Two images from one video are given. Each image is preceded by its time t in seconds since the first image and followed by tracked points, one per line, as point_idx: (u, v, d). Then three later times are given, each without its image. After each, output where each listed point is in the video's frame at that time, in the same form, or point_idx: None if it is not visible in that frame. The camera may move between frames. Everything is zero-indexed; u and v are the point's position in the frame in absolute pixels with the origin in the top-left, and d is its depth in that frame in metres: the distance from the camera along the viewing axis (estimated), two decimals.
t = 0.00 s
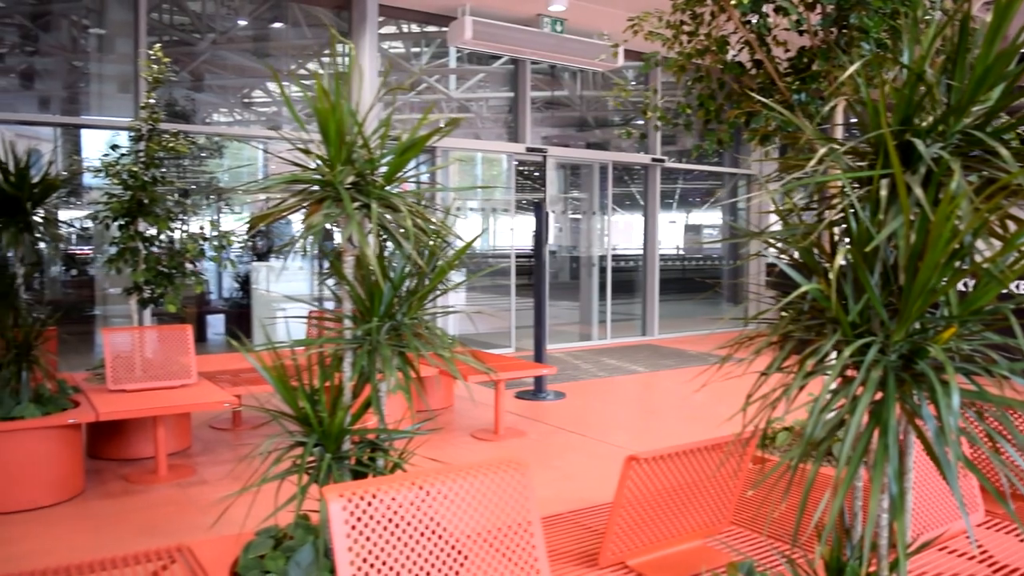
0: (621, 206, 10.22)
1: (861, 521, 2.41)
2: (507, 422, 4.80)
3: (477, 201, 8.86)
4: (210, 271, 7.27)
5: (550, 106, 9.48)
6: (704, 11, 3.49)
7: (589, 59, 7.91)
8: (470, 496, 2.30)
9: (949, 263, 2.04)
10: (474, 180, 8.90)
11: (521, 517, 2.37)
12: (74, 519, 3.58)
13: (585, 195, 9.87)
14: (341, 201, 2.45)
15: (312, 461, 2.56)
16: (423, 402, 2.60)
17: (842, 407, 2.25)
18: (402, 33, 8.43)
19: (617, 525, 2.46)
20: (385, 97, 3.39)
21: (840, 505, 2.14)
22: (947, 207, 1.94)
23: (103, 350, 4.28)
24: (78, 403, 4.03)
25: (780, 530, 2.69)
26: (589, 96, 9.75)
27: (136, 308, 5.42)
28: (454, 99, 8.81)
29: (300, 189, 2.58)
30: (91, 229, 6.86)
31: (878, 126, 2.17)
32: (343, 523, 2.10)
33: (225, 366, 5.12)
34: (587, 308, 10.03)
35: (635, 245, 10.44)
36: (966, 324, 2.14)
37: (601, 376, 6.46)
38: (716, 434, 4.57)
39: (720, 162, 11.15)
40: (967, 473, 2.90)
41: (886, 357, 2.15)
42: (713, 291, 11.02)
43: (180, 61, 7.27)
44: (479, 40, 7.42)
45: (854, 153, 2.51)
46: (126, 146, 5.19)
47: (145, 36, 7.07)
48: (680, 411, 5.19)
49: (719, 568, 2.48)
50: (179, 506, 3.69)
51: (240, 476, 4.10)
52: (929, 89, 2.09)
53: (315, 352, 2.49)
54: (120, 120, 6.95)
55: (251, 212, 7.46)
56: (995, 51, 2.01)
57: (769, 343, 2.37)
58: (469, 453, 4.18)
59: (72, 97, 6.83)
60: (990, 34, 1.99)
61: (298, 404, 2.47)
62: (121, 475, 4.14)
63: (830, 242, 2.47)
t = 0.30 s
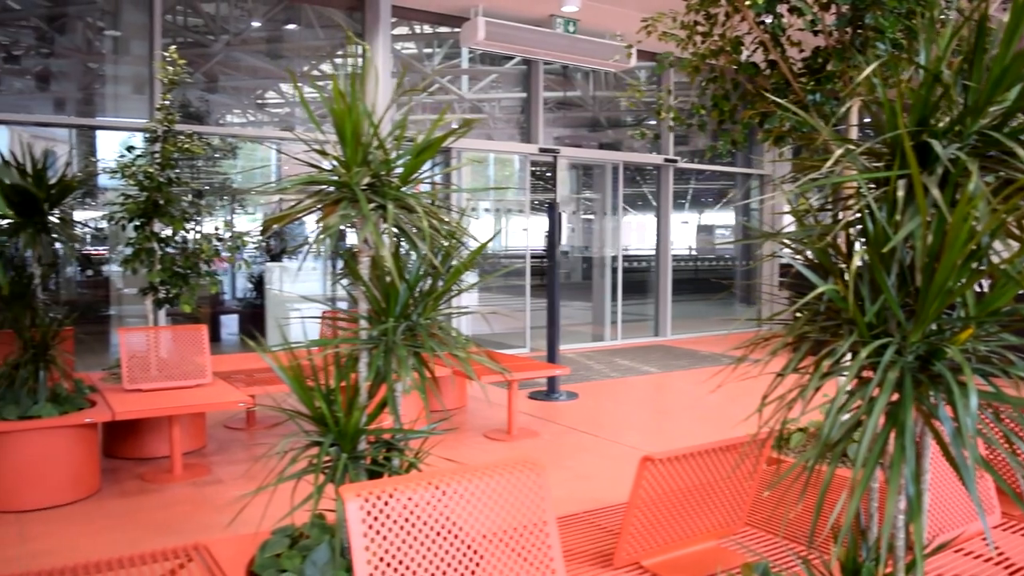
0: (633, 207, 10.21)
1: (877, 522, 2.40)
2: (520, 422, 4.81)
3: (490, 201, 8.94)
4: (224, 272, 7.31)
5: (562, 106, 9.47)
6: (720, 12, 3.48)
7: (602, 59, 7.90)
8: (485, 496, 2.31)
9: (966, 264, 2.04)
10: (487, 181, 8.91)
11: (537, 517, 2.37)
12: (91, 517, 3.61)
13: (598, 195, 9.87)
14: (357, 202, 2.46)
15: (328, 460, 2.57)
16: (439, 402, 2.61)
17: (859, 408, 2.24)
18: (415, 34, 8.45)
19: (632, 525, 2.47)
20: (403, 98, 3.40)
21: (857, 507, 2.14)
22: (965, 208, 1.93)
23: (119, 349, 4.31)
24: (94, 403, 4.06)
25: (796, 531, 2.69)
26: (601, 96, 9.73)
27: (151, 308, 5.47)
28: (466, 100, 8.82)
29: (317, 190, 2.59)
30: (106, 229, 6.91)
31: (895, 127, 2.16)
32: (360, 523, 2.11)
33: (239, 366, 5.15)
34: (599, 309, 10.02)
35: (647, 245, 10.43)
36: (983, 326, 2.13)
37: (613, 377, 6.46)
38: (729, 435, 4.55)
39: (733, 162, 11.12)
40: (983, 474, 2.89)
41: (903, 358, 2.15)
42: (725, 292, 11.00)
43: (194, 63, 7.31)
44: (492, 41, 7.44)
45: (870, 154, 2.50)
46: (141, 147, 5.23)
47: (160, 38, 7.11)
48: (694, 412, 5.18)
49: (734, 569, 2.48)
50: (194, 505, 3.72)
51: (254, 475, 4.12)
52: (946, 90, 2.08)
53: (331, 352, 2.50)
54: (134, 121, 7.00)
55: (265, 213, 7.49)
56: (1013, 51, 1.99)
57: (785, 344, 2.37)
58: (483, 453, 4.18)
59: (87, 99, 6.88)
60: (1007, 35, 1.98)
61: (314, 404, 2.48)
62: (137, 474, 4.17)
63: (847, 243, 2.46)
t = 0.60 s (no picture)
0: (648, 207, 10.20)
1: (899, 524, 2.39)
2: (537, 422, 4.81)
3: (506, 201, 8.94)
4: (242, 272, 7.36)
5: (578, 106, 9.46)
6: (739, 12, 3.48)
7: (618, 59, 7.89)
8: (506, 496, 2.32)
9: (990, 265, 2.02)
10: (503, 181, 8.91)
11: (557, 517, 2.37)
12: (112, 515, 3.65)
13: (614, 195, 9.87)
14: (378, 202, 2.48)
15: (349, 459, 2.59)
16: (459, 402, 2.61)
17: (881, 409, 2.23)
18: (431, 35, 8.47)
19: (652, 525, 2.47)
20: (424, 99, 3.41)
21: (878, 508, 2.13)
22: (988, 208, 1.92)
23: (139, 349, 4.35)
24: (116, 401, 4.10)
25: (816, 532, 2.68)
26: (617, 96, 9.72)
27: (171, 308, 5.51)
28: (482, 100, 8.83)
29: (338, 191, 2.60)
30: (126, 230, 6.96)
31: (918, 127, 2.15)
32: (382, 521, 2.12)
33: (258, 366, 5.17)
34: (615, 309, 10.01)
35: (663, 245, 10.41)
36: (1007, 327, 2.11)
37: (629, 377, 6.45)
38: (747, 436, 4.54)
39: (750, 162, 11.08)
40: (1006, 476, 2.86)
41: (925, 359, 2.13)
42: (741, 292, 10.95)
43: (212, 64, 7.35)
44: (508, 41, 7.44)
45: (893, 155, 2.49)
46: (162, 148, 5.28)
47: (178, 39, 7.16)
48: (711, 413, 5.16)
49: (754, 569, 2.47)
50: (214, 504, 3.74)
51: (273, 474, 4.14)
52: (970, 90, 2.07)
53: (352, 352, 2.51)
54: (153, 123, 7.06)
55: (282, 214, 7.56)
56: None
57: (807, 345, 2.36)
58: (500, 453, 4.19)
59: (106, 100, 6.94)
60: None
61: (335, 403, 2.50)
62: (157, 473, 4.21)
63: (869, 244, 2.45)
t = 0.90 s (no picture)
0: (661, 207, 10.18)
1: (916, 524, 2.37)
2: (552, 422, 4.82)
3: (520, 201, 8.93)
4: (257, 272, 7.39)
5: (592, 106, 9.45)
6: (755, 12, 3.47)
7: (632, 59, 7.88)
8: (523, 495, 2.33)
9: (1010, 265, 2.01)
10: (515, 181, 8.92)
11: (574, 516, 2.38)
12: (129, 513, 3.68)
13: (627, 195, 9.86)
14: (396, 202, 2.49)
15: (366, 459, 2.60)
16: (476, 401, 2.62)
17: (900, 409, 2.21)
18: (444, 35, 8.48)
19: (668, 525, 2.47)
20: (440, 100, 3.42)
21: (897, 509, 2.12)
22: (1008, 207, 1.91)
23: (155, 348, 4.38)
24: (133, 400, 4.13)
25: (834, 532, 2.67)
26: (630, 96, 9.71)
27: (188, 308, 5.55)
28: (495, 100, 8.83)
29: (356, 192, 2.62)
30: (142, 230, 7.01)
31: (936, 127, 2.15)
32: (400, 520, 2.13)
33: (274, 365, 5.20)
34: (629, 309, 10.00)
35: (676, 245, 10.38)
36: None
37: (643, 378, 6.44)
38: (762, 436, 4.53)
39: (763, 162, 11.04)
40: None
41: (944, 360, 2.12)
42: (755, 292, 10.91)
43: (227, 65, 7.39)
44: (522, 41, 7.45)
45: (911, 154, 2.48)
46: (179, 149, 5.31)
47: (193, 41, 7.21)
48: (726, 413, 5.15)
49: (771, 570, 2.47)
50: (230, 502, 3.77)
51: (288, 473, 4.17)
52: (988, 90, 2.07)
53: (369, 352, 2.52)
54: (168, 123, 7.11)
55: (295, 214, 7.58)
56: None
57: (824, 345, 2.35)
58: (515, 453, 4.20)
59: (122, 101, 6.99)
60: None
61: (353, 402, 2.51)
62: (174, 471, 4.23)
63: (887, 244, 2.44)
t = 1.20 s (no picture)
0: (674, 207, 10.15)
1: (934, 526, 2.37)
2: (565, 422, 4.81)
3: (532, 202, 8.94)
4: (271, 273, 7.42)
5: (605, 106, 9.44)
6: (771, 12, 3.46)
7: (646, 59, 7.87)
8: (540, 495, 2.33)
9: None
10: (528, 182, 8.92)
11: (590, 516, 2.38)
12: (146, 512, 3.70)
13: (640, 195, 9.85)
14: (413, 203, 2.50)
15: (382, 459, 2.61)
16: (492, 401, 2.62)
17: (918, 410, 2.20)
18: (457, 36, 8.49)
19: (684, 526, 2.46)
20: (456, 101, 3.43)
21: (915, 511, 2.11)
22: None
23: (171, 348, 4.41)
24: (149, 400, 4.16)
25: (850, 534, 2.66)
26: (643, 96, 9.69)
27: (204, 308, 5.59)
28: (508, 101, 8.83)
29: (372, 193, 2.63)
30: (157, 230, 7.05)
31: (954, 128, 2.14)
32: (418, 519, 2.14)
33: (289, 365, 5.22)
34: (642, 309, 9.99)
35: (689, 246, 10.36)
36: None
37: (657, 378, 6.43)
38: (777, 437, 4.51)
39: (777, 162, 11.00)
40: None
41: (962, 361, 2.11)
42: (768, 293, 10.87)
43: (241, 66, 7.43)
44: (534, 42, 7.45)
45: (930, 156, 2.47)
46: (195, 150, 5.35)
47: (208, 42, 7.25)
48: (740, 414, 5.13)
49: (787, 571, 2.47)
50: (246, 501, 3.79)
51: (303, 472, 4.19)
52: (1007, 91, 2.06)
53: (386, 352, 2.53)
54: (183, 124, 7.15)
55: (308, 215, 7.61)
56: None
57: (841, 346, 2.34)
58: (529, 454, 4.20)
59: (137, 102, 7.03)
60: None
61: (369, 402, 2.52)
62: (189, 470, 4.26)
63: (905, 245, 2.43)
